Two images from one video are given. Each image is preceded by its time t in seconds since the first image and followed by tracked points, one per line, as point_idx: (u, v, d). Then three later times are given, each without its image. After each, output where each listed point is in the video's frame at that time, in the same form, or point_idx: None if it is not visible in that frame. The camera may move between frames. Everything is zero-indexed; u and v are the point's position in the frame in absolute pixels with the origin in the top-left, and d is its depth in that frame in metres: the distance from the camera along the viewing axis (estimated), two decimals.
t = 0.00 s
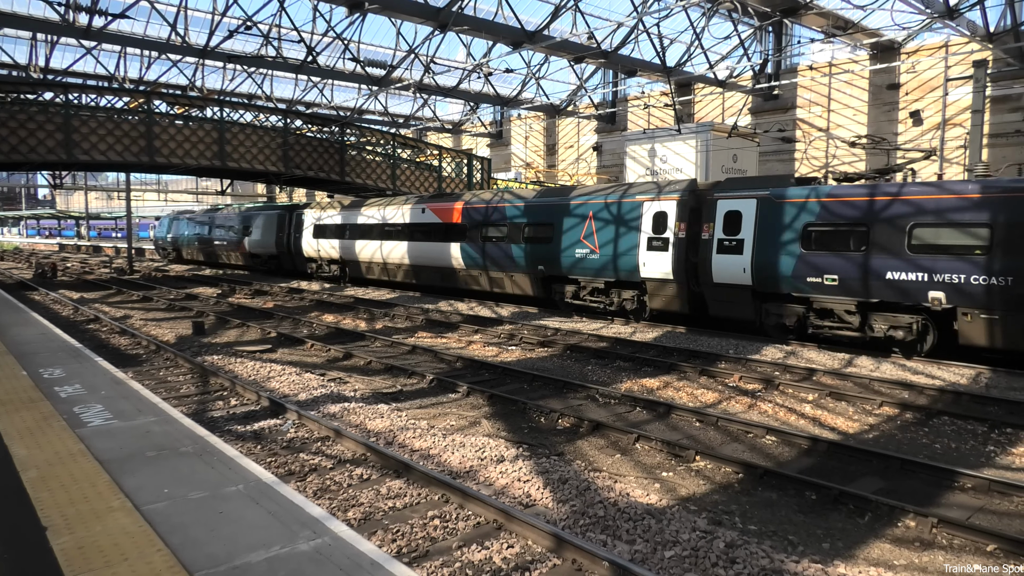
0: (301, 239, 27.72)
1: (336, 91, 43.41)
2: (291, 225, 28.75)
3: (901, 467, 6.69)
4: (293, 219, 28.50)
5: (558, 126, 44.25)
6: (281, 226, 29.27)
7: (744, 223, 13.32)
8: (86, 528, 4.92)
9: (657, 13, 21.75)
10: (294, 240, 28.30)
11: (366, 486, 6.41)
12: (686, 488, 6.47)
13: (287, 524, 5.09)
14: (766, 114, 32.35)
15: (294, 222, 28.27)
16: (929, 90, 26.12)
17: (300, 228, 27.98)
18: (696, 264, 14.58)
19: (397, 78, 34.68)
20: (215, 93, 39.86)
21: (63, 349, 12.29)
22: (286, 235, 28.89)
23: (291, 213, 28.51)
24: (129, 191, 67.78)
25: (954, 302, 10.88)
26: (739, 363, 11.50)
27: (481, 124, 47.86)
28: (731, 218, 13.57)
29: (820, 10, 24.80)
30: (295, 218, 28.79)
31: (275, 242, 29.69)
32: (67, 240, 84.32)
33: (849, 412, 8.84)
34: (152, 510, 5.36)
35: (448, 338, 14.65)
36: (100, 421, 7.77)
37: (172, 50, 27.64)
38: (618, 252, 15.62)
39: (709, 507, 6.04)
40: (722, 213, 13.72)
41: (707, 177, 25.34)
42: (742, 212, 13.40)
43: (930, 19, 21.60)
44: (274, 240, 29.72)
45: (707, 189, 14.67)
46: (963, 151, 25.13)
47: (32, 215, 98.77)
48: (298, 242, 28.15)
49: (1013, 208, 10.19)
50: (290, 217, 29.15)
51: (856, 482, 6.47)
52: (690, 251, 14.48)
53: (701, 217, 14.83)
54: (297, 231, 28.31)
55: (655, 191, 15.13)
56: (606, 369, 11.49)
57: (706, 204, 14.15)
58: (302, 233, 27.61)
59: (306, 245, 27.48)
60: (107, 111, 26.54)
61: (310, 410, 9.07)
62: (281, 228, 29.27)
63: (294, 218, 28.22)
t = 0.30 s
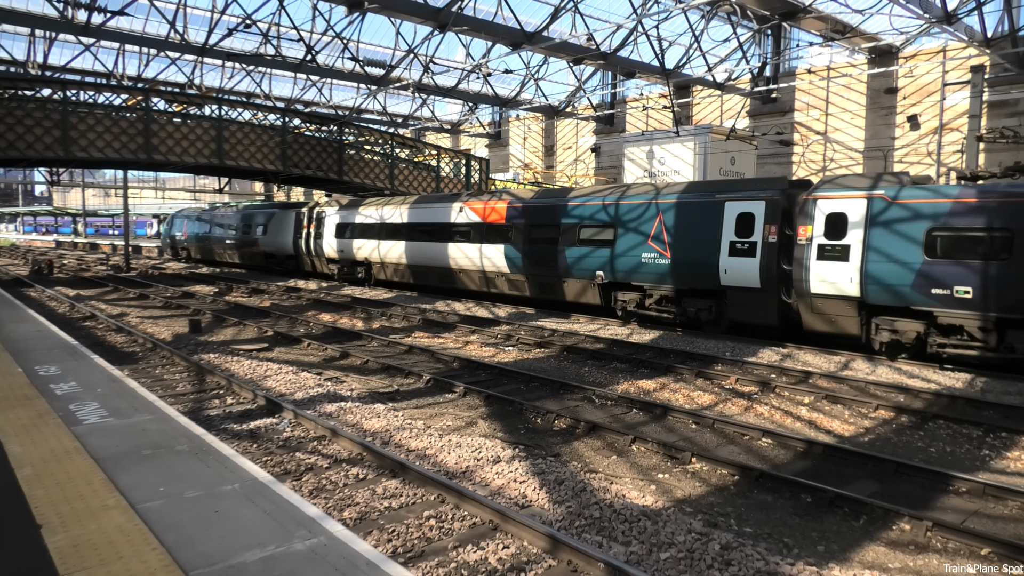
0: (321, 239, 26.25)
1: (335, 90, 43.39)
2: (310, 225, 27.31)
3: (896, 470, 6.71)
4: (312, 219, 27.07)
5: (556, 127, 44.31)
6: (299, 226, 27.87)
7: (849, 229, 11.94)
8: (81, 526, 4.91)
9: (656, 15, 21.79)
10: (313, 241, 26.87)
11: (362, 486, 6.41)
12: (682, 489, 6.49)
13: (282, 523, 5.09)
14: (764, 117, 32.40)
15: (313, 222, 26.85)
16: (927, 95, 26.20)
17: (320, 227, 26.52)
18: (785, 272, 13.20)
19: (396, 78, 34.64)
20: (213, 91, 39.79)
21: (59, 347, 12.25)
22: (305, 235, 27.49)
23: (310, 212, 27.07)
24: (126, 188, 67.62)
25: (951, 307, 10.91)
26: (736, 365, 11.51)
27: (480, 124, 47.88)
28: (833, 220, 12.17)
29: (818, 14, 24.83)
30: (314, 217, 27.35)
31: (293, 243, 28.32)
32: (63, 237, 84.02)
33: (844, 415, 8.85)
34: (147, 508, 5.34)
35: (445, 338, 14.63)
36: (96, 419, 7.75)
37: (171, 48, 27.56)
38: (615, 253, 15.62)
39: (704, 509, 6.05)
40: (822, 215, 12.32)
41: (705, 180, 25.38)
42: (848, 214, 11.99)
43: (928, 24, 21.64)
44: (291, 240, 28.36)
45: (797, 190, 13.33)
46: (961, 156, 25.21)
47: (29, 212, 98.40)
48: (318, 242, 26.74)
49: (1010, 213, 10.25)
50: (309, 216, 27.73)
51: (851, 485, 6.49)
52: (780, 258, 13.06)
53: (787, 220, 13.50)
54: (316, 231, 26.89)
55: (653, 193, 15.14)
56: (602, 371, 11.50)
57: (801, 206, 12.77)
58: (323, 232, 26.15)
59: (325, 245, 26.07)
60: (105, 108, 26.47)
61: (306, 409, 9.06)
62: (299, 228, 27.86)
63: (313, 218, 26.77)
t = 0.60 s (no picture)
0: (343, 240, 24.73)
1: (333, 91, 43.37)
2: (330, 225, 25.75)
3: (893, 471, 6.72)
4: (333, 219, 25.53)
5: (554, 128, 44.35)
6: (318, 227, 26.35)
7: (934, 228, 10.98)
8: (78, 527, 4.90)
9: (653, 16, 21.81)
10: (334, 243, 25.34)
11: (360, 487, 6.39)
12: (679, 490, 6.49)
13: (280, 524, 5.08)
14: (761, 118, 32.43)
15: (334, 222, 25.31)
16: (923, 96, 26.27)
17: (342, 228, 24.97)
18: (887, 277, 11.93)
19: (393, 79, 34.60)
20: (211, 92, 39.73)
21: (56, 348, 12.21)
22: (324, 237, 25.93)
23: (330, 212, 25.51)
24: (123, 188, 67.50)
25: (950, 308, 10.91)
26: (734, 366, 11.52)
27: (478, 125, 47.90)
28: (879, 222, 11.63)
29: (816, 15, 24.83)
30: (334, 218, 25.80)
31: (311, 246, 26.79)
32: (60, 238, 83.83)
33: (841, 416, 8.87)
34: (144, 510, 5.33)
35: (442, 339, 14.62)
36: (92, 420, 7.72)
37: (168, 48, 27.50)
38: (614, 253, 15.63)
39: (702, 510, 6.05)
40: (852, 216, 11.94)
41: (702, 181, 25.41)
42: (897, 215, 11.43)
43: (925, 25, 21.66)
44: (309, 243, 26.84)
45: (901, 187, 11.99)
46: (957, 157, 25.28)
47: (26, 213, 98.06)
48: (340, 244, 25.21)
49: (1006, 213, 10.26)
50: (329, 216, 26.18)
51: (848, 485, 6.50)
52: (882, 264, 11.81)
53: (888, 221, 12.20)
54: (338, 232, 25.34)
55: (651, 193, 15.16)
56: (600, 371, 11.51)
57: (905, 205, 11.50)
58: (345, 233, 24.60)
59: (347, 246, 24.57)
60: (102, 108, 26.42)
61: (304, 410, 9.04)
62: (318, 229, 26.31)
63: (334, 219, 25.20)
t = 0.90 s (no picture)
0: (369, 241, 23.24)
1: (330, 91, 43.33)
2: (354, 225, 24.24)
3: (889, 472, 6.73)
4: (357, 219, 24.02)
5: (552, 128, 44.38)
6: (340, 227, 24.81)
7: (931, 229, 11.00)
8: (74, 528, 4.89)
9: (651, 17, 21.81)
10: (359, 243, 23.81)
11: (356, 488, 6.38)
12: (676, 491, 6.50)
13: (276, 525, 5.07)
14: (758, 119, 32.48)
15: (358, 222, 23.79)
16: (920, 97, 26.34)
17: (367, 229, 23.46)
18: None
19: (390, 79, 34.55)
20: (208, 91, 39.66)
21: (52, 347, 12.19)
22: (347, 237, 24.41)
23: (354, 211, 23.99)
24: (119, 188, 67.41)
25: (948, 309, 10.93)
26: (731, 366, 11.54)
27: (475, 125, 47.89)
28: (965, 224, 10.67)
29: (813, 17, 24.85)
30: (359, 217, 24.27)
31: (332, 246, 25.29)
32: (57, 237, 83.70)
33: (838, 417, 8.88)
34: (141, 510, 5.32)
35: (440, 339, 14.61)
36: (88, 420, 7.70)
37: (165, 47, 27.42)
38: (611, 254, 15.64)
39: (699, 511, 6.06)
40: (849, 217, 11.96)
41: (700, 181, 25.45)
42: (898, 214, 11.38)
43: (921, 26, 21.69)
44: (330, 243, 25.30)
45: None
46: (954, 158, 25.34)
47: (22, 212, 97.83)
48: (365, 245, 23.69)
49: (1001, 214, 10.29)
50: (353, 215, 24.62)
51: (844, 486, 6.51)
52: None
53: None
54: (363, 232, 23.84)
55: (648, 194, 15.16)
56: (597, 372, 11.51)
57: None
58: (371, 233, 23.10)
59: (373, 248, 23.10)
60: (99, 108, 26.36)
61: (300, 410, 9.03)
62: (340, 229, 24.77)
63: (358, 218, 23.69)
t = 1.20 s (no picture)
0: (399, 242, 21.78)
1: (329, 91, 43.32)
2: (382, 226, 22.77)
3: (887, 472, 6.74)
4: (385, 219, 22.55)
5: (550, 128, 44.40)
6: (366, 228, 23.30)
7: (932, 229, 10.99)
8: (73, 528, 4.89)
9: (649, 17, 21.82)
10: (388, 245, 22.35)
11: (355, 488, 6.39)
12: (675, 490, 6.51)
13: (276, 525, 5.07)
14: (757, 119, 32.54)
15: (387, 222, 22.33)
16: (919, 98, 26.39)
17: (396, 229, 22.06)
18: None
19: (389, 79, 34.54)
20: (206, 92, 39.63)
21: (50, 348, 12.19)
22: (374, 238, 22.92)
23: (382, 211, 22.53)
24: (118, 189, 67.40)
25: (946, 310, 10.94)
26: (729, 366, 11.55)
27: (474, 126, 47.88)
28: None
29: (811, 17, 24.84)
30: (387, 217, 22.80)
31: (358, 248, 23.75)
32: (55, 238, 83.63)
33: (836, 417, 8.90)
34: (139, 510, 5.32)
35: (438, 339, 14.62)
36: (87, 421, 7.70)
37: (163, 48, 27.37)
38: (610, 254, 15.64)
39: (698, 510, 6.07)
40: (849, 217, 11.96)
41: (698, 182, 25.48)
42: (900, 214, 11.35)
43: (920, 27, 21.71)
44: (356, 245, 23.78)
45: None
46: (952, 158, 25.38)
47: (20, 212, 97.85)
48: (394, 246, 22.22)
49: (1001, 214, 10.30)
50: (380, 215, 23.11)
51: (843, 486, 6.53)
52: None
53: None
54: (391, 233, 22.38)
55: (647, 194, 15.18)
56: (596, 372, 11.52)
57: None
58: (401, 234, 21.66)
59: (404, 250, 21.62)
60: (97, 109, 26.33)
61: (299, 410, 9.03)
62: (367, 229, 23.27)
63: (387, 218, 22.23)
